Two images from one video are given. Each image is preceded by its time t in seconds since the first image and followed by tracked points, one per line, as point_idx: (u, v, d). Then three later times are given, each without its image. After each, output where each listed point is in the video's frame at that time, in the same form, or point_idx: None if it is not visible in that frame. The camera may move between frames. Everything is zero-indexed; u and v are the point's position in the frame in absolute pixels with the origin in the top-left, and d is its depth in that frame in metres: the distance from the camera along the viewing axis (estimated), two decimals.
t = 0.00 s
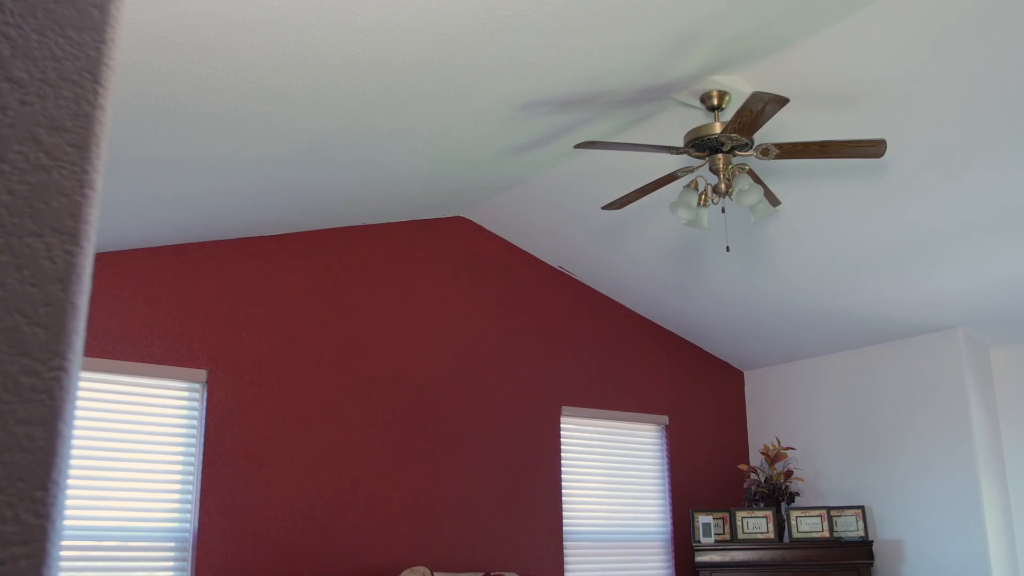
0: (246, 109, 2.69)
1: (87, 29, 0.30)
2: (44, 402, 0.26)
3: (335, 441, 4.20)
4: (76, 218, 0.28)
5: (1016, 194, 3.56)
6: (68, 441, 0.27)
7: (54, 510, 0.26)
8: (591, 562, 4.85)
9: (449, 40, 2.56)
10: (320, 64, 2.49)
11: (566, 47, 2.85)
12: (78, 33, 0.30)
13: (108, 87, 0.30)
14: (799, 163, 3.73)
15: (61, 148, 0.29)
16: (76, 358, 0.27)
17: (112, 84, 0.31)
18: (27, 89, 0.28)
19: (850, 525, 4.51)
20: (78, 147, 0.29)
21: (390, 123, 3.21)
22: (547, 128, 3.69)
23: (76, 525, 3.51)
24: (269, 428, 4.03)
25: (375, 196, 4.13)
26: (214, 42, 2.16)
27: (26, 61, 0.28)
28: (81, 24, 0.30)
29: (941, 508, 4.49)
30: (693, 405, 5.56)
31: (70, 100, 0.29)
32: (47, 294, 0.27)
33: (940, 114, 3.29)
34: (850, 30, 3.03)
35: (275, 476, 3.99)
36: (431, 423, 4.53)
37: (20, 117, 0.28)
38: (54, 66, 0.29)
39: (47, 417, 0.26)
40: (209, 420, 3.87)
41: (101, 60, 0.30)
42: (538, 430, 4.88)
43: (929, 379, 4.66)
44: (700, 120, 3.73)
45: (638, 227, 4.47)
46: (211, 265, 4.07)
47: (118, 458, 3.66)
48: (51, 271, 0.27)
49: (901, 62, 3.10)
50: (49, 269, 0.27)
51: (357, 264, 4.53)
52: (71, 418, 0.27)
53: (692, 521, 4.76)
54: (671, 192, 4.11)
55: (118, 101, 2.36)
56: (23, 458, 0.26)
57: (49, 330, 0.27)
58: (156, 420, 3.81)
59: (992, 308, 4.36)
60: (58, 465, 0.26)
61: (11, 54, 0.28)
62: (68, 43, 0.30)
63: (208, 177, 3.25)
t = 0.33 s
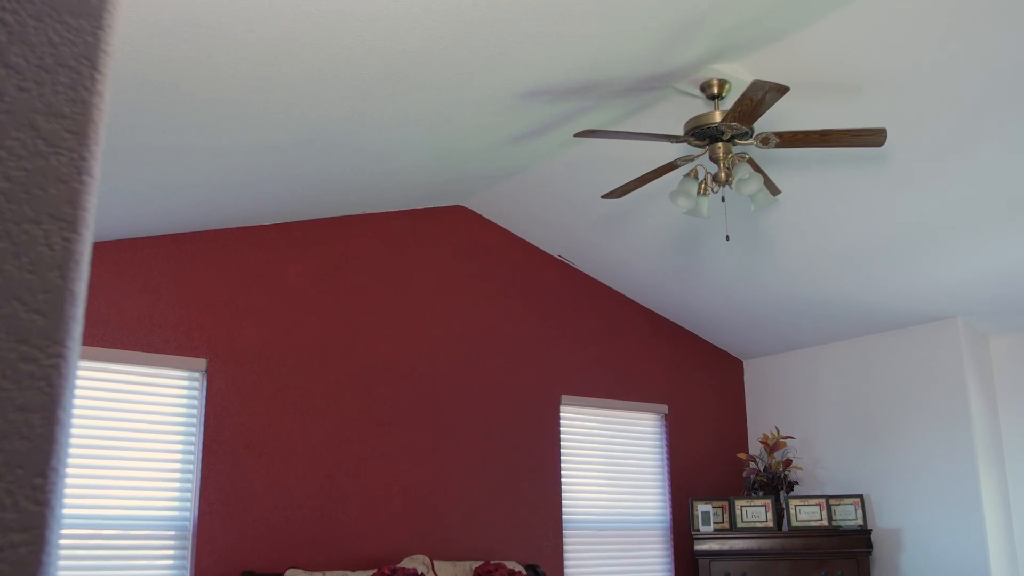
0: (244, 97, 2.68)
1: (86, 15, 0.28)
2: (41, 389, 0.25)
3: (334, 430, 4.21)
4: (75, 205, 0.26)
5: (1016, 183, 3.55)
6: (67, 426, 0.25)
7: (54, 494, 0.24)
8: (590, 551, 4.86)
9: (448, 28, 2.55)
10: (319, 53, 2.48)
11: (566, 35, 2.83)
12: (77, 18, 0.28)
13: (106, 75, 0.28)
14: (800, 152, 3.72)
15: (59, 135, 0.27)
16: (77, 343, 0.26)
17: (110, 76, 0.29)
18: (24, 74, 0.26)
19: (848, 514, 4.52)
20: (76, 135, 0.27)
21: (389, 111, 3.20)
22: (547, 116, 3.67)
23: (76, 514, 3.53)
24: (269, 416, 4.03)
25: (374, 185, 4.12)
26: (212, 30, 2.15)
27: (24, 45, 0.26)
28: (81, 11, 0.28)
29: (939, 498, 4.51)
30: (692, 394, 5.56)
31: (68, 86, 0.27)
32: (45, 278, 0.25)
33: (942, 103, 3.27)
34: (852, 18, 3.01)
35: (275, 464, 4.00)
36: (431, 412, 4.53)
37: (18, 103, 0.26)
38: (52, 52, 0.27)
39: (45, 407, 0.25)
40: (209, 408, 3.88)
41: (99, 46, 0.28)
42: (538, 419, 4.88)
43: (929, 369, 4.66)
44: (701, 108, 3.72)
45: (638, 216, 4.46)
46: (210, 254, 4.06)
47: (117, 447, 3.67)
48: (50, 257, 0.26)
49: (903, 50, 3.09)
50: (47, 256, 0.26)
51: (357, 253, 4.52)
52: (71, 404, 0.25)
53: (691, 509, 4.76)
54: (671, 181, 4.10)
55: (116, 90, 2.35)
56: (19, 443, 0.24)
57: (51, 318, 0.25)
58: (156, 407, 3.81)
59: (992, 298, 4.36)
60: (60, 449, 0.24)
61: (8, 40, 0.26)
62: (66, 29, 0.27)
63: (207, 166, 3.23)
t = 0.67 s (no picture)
0: (240, 80, 2.66)
1: None
2: (36, 371, 0.25)
3: (331, 415, 4.21)
4: (68, 186, 0.27)
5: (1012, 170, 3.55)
6: (61, 409, 0.26)
7: (47, 479, 0.25)
8: (585, 535, 4.88)
9: (445, 11, 2.53)
10: (315, 36, 2.47)
11: (563, 19, 2.82)
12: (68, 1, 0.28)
13: (99, 57, 0.29)
14: (795, 138, 3.72)
15: (51, 117, 0.27)
16: (69, 328, 0.26)
17: (103, 53, 0.30)
18: (16, 56, 0.27)
19: (843, 499, 4.54)
20: (68, 116, 0.28)
21: (385, 95, 3.18)
22: (543, 101, 3.66)
23: (71, 498, 3.52)
24: (265, 402, 4.03)
25: (369, 170, 4.11)
26: (208, 13, 2.13)
27: (15, 27, 0.27)
28: None
29: (933, 483, 4.53)
30: (688, 379, 5.57)
31: (60, 68, 0.28)
32: (40, 263, 0.26)
33: (938, 90, 3.28)
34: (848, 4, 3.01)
35: (271, 450, 4.00)
36: (427, 398, 4.53)
37: (10, 84, 0.27)
38: (44, 34, 0.28)
39: (39, 387, 0.25)
40: (204, 393, 3.87)
41: (91, 28, 0.29)
42: (534, 405, 4.89)
43: (924, 355, 4.67)
44: (696, 94, 3.71)
45: (634, 202, 4.46)
46: (206, 239, 4.05)
47: (112, 432, 3.66)
48: (44, 241, 0.26)
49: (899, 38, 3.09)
50: (41, 238, 0.26)
51: (353, 238, 4.50)
52: (64, 386, 0.26)
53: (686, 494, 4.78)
54: (667, 166, 4.09)
55: (111, 73, 2.33)
56: (16, 423, 0.25)
57: (42, 300, 0.26)
58: (152, 392, 3.80)
59: (987, 284, 4.36)
60: (51, 428, 0.25)
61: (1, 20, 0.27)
62: (57, 10, 0.28)
63: (202, 150, 3.22)
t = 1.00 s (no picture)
0: (235, 62, 2.64)
1: None
2: (28, 352, 0.19)
3: (327, 399, 4.22)
4: (61, 166, 0.21)
5: (1009, 153, 3.55)
6: (58, 390, 0.20)
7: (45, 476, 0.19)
8: (581, 518, 4.90)
9: None
10: (311, 17, 2.45)
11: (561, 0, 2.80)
12: None
13: None
14: (792, 121, 3.71)
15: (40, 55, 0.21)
16: (67, 307, 0.20)
17: None
18: None
19: (838, 482, 4.55)
20: (61, 96, 0.21)
21: (380, 77, 3.16)
22: (540, 84, 3.64)
23: (68, 481, 3.53)
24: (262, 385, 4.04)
25: (365, 153, 4.09)
26: None
27: None
28: None
29: (928, 467, 4.54)
30: (684, 363, 5.57)
31: None
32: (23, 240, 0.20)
33: (937, 73, 3.26)
34: None
35: (267, 433, 4.01)
36: (424, 381, 4.53)
37: None
38: None
39: (33, 367, 0.20)
40: (201, 376, 3.87)
41: None
42: (530, 388, 4.89)
43: (920, 338, 4.67)
44: (693, 77, 3.70)
45: (631, 185, 4.45)
46: (201, 222, 4.04)
47: (108, 415, 3.67)
48: (29, 219, 0.20)
49: (897, 21, 3.07)
50: (31, 218, 0.20)
51: (349, 221, 4.49)
52: (61, 367, 0.20)
53: (681, 477, 4.79)
54: (664, 149, 4.08)
55: (105, 57, 2.32)
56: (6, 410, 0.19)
57: (35, 280, 0.20)
58: (149, 374, 3.81)
59: (983, 268, 4.36)
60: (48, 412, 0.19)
61: None
62: None
63: (197, 132, 3.20)
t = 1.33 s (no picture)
0: (230, 41, 2.62)
1: None
2: (19, 330, 0.18)
3: (323, 378, 4.22)
4: (54, 140, 0.19)
5: (1008, 133, 3.53)
6: (53, 371, 0.18)
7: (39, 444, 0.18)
8: (577, 498, 4.91)
9: None
10: None
11: None
12: None
13: None
14: (790, 101, 3.69)
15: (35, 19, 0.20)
16: (61, 285, 0.19)
17: None
18: None
19: (834, 462, 4.57)
20: (53, 68, 0.20)
21: (376, 56, 3.14)
22: (537, 63, 3.62)
23: (65, 461, 3.55)
24: (258, 364, 4.04)
25: (361, 132, 4.07)
26: None
27: None
28: None
29: (923, 447, 4.56)
30: (681, 343, 5.57)
31: None
32: (19, 214, 0.18)
33: (936, 53, 3.24)
34: None
35: (264, 412, 4.02)
36: (421, 361, 4.53)
37: None
38: None
39: (28, 344, 0.18)
40: (196, 356, 3.88)
41: None
42: (527, 368, 4.89)
43: (915, 319, 4.68)
44: (691, 56, 3.67)
45: (628, 165, 4.43)
46: (197, 202, 4.02)
47: (104, 395, 3.68)
48: (20, 193, 0.18)
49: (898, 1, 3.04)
50: (23, 194, 0.19)
51: (345, 202, 4.47)
52: (55, 349, 0.18)
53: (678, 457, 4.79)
54: (662, 129, 4.06)
55: (100, 36, 2.29)
56: (0, 392, 0.17)
57: (29, 252, 0.18)
58: (145, 354, 3.81)
59: (980, 248, 4.36)
60: (43, 388, 0.18)
61: None
62: None
63: (191, 112, 3.18)
